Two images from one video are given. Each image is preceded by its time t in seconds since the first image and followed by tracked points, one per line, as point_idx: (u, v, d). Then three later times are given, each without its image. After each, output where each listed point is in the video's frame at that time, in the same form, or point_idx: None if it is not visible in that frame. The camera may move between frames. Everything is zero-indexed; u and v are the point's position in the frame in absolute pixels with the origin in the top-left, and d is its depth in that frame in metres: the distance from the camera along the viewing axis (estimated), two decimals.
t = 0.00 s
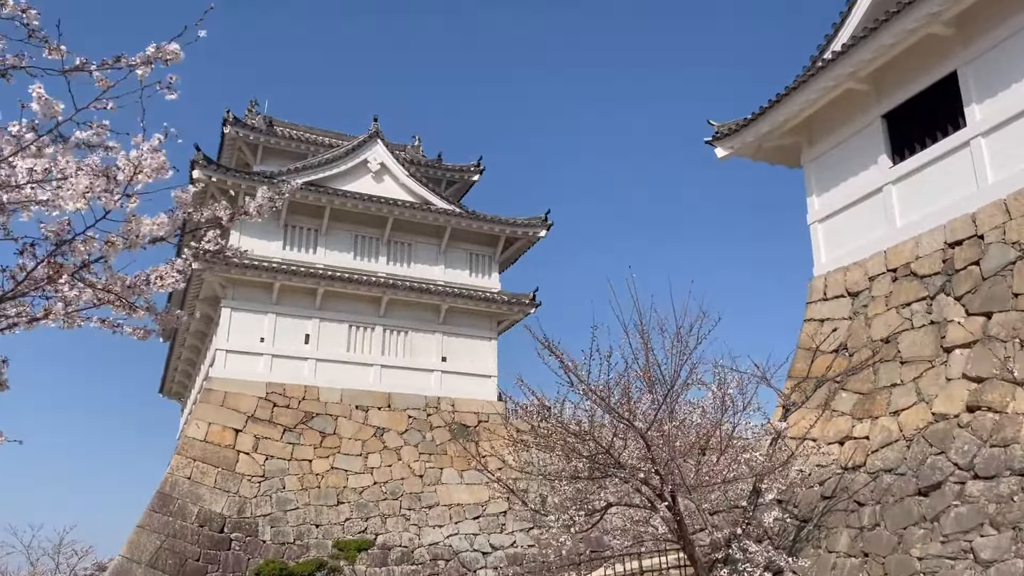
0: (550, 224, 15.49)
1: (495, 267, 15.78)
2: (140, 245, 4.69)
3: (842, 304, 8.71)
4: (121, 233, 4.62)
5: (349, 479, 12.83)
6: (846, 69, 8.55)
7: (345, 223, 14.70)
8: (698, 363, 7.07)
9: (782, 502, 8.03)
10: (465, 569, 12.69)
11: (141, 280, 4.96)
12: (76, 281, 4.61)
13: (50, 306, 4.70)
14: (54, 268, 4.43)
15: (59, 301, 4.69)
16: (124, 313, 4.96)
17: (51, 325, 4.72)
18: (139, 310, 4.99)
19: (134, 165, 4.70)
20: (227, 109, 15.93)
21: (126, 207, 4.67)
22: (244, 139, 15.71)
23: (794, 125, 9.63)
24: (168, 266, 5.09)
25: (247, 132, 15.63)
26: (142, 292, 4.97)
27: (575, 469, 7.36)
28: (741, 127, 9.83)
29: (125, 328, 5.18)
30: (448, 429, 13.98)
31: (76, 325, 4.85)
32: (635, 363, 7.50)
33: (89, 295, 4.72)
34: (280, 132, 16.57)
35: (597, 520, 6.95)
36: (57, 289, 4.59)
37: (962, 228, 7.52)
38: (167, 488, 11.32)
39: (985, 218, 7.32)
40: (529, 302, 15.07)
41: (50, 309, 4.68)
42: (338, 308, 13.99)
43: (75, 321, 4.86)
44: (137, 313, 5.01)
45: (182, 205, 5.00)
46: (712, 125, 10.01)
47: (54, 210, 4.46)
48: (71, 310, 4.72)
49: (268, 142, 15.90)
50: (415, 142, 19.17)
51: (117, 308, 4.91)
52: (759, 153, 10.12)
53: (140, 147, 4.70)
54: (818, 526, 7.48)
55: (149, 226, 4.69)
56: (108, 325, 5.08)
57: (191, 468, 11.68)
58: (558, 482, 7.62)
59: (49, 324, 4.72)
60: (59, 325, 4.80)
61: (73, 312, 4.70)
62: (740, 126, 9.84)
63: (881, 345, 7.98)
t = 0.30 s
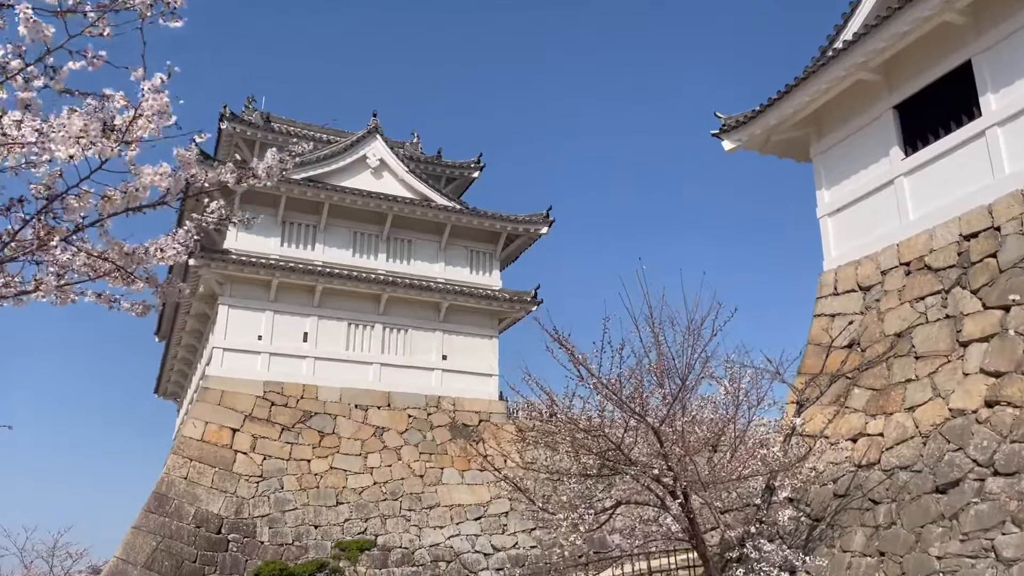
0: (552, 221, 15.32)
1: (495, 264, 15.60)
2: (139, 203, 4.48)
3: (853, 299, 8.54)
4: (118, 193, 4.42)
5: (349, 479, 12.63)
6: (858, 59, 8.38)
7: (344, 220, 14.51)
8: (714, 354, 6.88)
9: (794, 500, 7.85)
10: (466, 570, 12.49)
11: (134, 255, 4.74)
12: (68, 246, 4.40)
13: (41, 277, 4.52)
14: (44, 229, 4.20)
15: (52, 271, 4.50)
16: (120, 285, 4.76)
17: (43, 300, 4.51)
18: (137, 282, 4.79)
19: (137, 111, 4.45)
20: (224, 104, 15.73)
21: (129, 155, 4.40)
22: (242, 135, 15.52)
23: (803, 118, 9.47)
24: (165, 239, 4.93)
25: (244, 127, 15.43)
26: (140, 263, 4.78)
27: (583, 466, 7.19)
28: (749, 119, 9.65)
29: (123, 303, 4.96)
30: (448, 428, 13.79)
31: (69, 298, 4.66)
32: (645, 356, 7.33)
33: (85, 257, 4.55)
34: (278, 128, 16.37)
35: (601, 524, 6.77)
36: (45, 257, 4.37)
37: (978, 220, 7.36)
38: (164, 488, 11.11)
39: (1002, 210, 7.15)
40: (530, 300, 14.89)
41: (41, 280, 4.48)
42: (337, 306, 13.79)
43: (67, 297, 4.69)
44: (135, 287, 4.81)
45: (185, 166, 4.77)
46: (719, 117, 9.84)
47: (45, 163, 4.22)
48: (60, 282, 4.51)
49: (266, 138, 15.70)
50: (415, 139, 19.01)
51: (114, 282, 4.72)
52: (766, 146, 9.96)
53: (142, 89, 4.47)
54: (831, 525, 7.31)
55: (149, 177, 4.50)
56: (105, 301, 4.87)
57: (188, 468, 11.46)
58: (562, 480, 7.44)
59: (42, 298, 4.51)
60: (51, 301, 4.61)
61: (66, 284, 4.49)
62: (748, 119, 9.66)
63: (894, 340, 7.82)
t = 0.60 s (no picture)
0: (554, 219, 15.14)
1: (497, 262, 15.42)
2: (145, 165, 4.43)
3: (866, 295, 8.39)
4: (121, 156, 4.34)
5: (349, 479, 12.46)
6: (871, 51, 8.23)
7: (344, 217, 14.33)
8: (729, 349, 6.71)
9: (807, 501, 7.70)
10: (469, 571, 12.33)
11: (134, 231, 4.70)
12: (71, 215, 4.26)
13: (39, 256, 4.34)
14: (42, 198, 4.07)
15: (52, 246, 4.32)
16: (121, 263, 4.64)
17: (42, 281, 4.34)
18: (142, 261, 4.68)
19: (147, 59, 4.35)
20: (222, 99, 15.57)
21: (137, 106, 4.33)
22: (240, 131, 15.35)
23: (813, 111, 9.31)
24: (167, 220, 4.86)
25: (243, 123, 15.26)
26: (146, 241, 4.76)
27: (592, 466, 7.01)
28: (757, 113, 9.48)
29: (125, 286, 4.83)
30: (449, 428, 13.62)
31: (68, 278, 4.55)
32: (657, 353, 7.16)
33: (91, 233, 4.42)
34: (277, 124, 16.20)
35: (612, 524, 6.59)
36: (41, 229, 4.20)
37: (995, 214, 7.20)
38: (161, 488, 10.93)
39: (1020, 203, 6.99)
40: (533, 298, 14.71)
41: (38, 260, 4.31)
42: (338, 304, 13.61)
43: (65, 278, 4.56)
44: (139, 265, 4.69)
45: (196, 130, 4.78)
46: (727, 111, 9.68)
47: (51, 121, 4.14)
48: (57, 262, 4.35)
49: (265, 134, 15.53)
50: (414, 136, 18.84)
51: (117, 261, 4.60)
52: (775, 140, 9.80)
53: (152, 34, 4.37)
54: (846, 525, 7.15)
55: (160, 133, 4.72)
56: (106, 281, 4.76)
57: (186, 467, 11.28)
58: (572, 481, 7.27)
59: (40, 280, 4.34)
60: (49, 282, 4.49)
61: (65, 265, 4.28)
62: (756, 113, 9.49)
63: (909, 337, 7.66)
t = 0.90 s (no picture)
0: (557, 214, 14.97)
1: (499, 257, 15.26)
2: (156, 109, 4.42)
3: (879, 288, 8.25)
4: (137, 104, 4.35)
5: (351, 476, 12.29)
6: (885, 39, 8.09)
7: (345, 211, 14.16)
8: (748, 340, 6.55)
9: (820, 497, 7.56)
10: (471, 569, 12.16)
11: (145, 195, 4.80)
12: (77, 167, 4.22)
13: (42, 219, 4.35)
14: (48, 142, 4.14)
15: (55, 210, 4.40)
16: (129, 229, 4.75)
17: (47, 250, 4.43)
18: (156, 222, 4.80)
19: None
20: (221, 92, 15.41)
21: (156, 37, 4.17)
22: (239, 124, 15.15)
23: (824, 102, 9.17)
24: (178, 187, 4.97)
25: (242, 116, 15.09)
26: (161, 202, 4.87)
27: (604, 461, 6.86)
28: (767, 104, 9.35)
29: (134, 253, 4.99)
30: (451, 424, 13.46)
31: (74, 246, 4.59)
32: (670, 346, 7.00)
33: (102, 193, 4.51)
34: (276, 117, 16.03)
35: (624, 521, 6.45)
36: (43, 182, 4.12)
37: (1013, 204, 7.05)
38: (160, 485, 10.78)
39: None
40: (536, 293, 14.54)
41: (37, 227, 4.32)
42: (339, 299, 13.44)
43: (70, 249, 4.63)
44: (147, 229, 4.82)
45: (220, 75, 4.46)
46: (736, 103, 9.55)
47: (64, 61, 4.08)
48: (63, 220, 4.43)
49: (265, 128, 15.37)
50: (415, 131, 18.66)
51: (128, 224, 4.67)
52: (785, 132, 9.66)
53: None
54: (861, 522, 7.02)
55: (185, 61, 4.27)
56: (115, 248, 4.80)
57: (185, 464, 11.12)
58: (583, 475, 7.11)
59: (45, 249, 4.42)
60: (53, 251, 4.58)
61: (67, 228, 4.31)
62: (766, 103, 9.36)
63: (924, 330, 7.52)
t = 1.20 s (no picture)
0: (560, 210, 14.81)
1: (502, 254, 15.10)
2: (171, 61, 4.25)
3: (892, 284, 8.11)
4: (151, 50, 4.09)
5: (351, 474, 12.11)
6: (899, 31, 7.94)
7: (345, 206, 13.98)
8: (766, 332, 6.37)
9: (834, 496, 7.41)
10: (473, 569, 11.99)
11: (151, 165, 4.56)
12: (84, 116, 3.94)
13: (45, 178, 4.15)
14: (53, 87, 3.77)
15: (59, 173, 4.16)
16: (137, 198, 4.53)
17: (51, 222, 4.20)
18: (169, 187, 4.47)
19: None
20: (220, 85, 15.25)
21: None
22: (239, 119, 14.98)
23: (836, 95, 9.02)
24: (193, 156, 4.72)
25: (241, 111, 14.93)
26: (176, 164, 4.55)
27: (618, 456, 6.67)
28: (778, 97, 9.19)
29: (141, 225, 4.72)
30: (453, 422, 13.29)
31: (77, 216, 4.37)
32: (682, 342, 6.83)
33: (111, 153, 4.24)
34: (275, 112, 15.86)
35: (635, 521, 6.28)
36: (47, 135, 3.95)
37: None
38: (158, 483, 10.61)
39: None
40: (538, 290, 14.38)
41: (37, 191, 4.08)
42: (339, 295, 13.27)
43: (72, 220, 4.43)
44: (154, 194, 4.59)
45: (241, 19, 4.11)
46: (745, 95, 9.40)
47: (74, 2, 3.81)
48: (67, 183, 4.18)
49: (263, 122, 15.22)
50: (415, 126, 18.49)
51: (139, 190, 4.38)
52: (795, 125, 9.51)
53: None
54: (876, 522, 6.88)
55: None
56: (122, 219, 4.57)
57: (183, 462, 10.94)
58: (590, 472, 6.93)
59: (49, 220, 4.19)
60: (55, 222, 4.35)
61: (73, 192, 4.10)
62: (777, 96, 9.20)
63: (939, 326, 7.38)
